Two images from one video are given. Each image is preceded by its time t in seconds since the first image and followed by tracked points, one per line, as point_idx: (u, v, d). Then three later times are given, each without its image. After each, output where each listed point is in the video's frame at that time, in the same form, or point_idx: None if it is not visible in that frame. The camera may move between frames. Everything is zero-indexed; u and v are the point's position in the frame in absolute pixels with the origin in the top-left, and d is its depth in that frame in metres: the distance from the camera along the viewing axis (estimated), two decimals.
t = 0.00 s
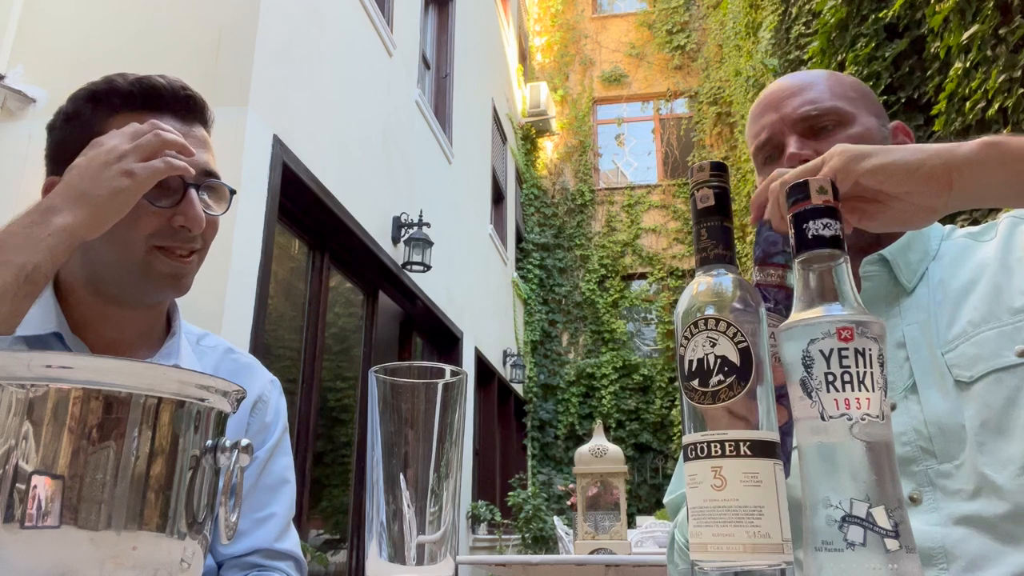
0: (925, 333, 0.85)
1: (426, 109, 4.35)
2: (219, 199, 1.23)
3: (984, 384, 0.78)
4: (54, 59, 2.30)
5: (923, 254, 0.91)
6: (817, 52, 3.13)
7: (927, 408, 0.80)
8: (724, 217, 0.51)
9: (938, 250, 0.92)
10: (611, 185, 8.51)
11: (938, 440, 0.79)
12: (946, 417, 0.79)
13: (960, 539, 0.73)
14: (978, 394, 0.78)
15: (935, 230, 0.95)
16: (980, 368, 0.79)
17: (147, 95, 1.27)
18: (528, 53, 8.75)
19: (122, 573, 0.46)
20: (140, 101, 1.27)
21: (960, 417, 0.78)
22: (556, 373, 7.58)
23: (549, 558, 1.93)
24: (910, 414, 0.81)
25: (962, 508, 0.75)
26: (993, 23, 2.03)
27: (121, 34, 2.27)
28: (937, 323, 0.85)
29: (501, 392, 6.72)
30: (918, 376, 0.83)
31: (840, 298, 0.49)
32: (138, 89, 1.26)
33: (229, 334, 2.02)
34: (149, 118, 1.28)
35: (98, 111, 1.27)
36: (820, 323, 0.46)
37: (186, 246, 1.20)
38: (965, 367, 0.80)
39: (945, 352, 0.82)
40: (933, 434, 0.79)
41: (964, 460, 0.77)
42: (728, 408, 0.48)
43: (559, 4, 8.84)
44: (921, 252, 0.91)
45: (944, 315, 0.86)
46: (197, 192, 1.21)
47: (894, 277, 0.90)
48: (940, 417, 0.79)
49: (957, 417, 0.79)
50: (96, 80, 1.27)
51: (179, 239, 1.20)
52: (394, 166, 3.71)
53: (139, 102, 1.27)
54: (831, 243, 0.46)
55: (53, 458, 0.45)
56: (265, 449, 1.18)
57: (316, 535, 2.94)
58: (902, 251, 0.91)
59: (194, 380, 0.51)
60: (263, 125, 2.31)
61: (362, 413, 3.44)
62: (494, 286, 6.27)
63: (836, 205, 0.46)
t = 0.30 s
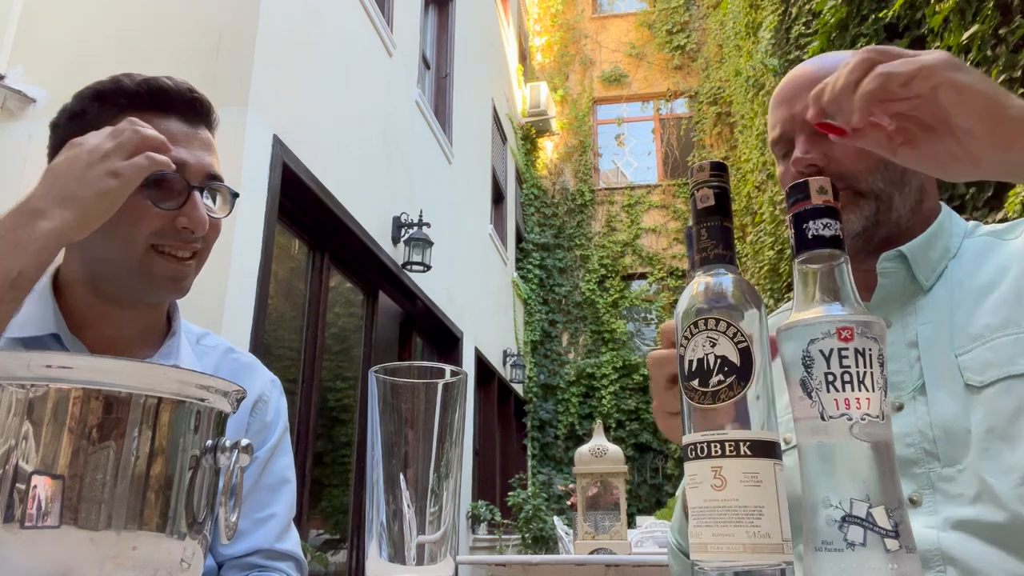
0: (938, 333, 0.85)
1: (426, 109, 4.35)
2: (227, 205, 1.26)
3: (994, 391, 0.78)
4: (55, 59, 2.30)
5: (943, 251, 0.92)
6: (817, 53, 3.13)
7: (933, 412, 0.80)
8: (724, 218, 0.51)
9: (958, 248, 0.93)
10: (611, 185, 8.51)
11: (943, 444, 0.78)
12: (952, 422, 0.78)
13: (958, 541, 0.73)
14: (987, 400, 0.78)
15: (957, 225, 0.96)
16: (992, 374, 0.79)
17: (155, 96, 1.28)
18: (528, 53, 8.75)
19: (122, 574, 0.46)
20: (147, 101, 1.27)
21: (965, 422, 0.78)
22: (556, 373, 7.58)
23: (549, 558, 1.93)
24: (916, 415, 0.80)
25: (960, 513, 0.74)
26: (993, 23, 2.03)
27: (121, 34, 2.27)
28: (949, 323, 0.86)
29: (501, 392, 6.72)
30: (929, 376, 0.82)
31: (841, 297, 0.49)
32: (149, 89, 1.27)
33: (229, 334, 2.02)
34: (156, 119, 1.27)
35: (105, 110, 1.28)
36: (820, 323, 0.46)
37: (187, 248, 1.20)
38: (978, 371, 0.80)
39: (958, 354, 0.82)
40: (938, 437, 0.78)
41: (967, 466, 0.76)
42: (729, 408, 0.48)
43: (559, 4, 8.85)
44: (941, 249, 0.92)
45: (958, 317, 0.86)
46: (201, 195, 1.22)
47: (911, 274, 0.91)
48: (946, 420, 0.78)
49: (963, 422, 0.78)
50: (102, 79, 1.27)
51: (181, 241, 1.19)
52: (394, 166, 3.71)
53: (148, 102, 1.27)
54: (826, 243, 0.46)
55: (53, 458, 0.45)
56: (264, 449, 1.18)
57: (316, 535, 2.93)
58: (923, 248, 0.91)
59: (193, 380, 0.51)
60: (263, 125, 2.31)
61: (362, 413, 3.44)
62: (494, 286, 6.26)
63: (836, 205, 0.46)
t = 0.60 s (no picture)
0: (967, 338, 0.84)
1: (426, 109, 4.35)
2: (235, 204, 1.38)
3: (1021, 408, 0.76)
4: (55, 59, 2.30)
5: (983, 248, 0.91)
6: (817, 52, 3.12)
7: (950, 422, 0.80)
8: (724, 217, 0.51)
9: (998, 244, 0.93)
10: (611, 185, 8.51)
11: (954, 455, 0.78)
12: (971, 433, 0.78)
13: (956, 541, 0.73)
14: (1010, 415, 0.77)
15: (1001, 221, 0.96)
16: (1020, 391, 0.78)
17: (175, 94, 1.28)
18: (528, 53, 8.75)
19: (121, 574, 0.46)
20: (165, 98, 1.27)
21: (981, 436, 0.77)
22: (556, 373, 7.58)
23: (548, 558, 1.93)
24: (933, 421, 0.81)
25: (963, 527, 0.74)
26: (993, 23, 2.02)
27: (122, 33, 2.27)
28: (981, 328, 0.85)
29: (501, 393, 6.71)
30: (949, 383, 0.83)
31: (840, 296, 0.49)
32: (167, 86, 1.27)
33: (230, 334, 2.02)
34: (170, 117, 1.28)
35: (121, 106, 1.27)
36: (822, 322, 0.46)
37: (198, 244, 1.24)
38: (1006, 386, 0.79)
39: (990, 364, 0.81)
40: (950, 448, 0.78)
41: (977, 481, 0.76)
42: (729, 408, 0.48)
43: (559, 4, 8.84)
44: (978, 247, 0.91)
45: (993, 323, 0.85)
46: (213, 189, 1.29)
47: (946, 271, 0.90)
48: (964, 431, 0.78)
49: (980, 435, 0.78)
50: (120, 76, 1.28)
51: (193, 235, 1.23)
52: (394, 167, 3.71)
53: (166, 100, 1.27)
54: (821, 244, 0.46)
55: (53, 458, 0.45)
56: (266, 451, 1.19)
57: (316, 535, 2.94)
58: (964, 245, 0.90)
59: (193, 379, 0.51)
60: (263, 124, 2.31)
61: (362, 413, 3.44)
62: (494, 286, 6.26)
63: (835, 205, 0.46)
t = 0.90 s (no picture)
0: (1007, 340, 0.78)
1: (426, 109, 4.35)
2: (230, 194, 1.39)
3: None
4: (55, 59, 2.30)
5: None
6: (817, 52, 3.12)
7: (981, 428, 0.75)
8: (724, 218, 0.51)
9: None
10: (611, 185, 8.51)
11: (981, 464, 0.73)
12: (1000, 442, 0.73)
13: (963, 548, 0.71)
14: None
15: None
16: None
17: (159, 86, 1.29)
18: (528, 53, 8.75)
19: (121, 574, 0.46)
20: (152, 90, 1.28)
21: (1014, 447, 0.72)
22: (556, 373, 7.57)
23: (548, 558, 1.93)
24: (963, 425, 0.76)
25: (982, 539, 0.71)
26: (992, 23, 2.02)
27: (122, 33, 2.27)
28: None
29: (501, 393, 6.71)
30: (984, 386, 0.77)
31: (841, 298, 0.49)
32: (153, 78, 1.29)
33: (230, 333, 2.02)
34: (157, 109, 1.30)
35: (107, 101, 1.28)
36: (819, 324, 0.46)
37: (190, 237, 1.25)
38: None
39: None
40: (977, 456, 0.74)
41: (1004, 493, 0.71)
42: (729, 407, 0.48)
43: (559, 4, 8.84)
44: None
45: None
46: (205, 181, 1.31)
47: (992, 262, 0.83)
48: (994, 441, 0.73)
49: (1012, 447, 0.72)
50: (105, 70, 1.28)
51: (185, 228, 1.24)
52: (394, 166, 3.71)
53: (153, 91, 1.29)
54: (822, 244, 0.46)
55: (53, 458, 0.45)
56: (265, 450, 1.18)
57: (316, 535, 2.94)
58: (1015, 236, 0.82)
59: (193, 380, 0.51)
60: (263, 124, 2.31)
61: (362, 413, 3.44)
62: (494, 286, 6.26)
63: (836, 205, 0.46)
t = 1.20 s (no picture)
0: None
1: (426, 108, 4.35)
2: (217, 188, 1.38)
3: None
4: (56, 59, 2.29)
5: None
6: (817, 52, 3.13)
7: (1009, 434, 0.70)
8: (724, 218, 0.51)
9: None
10: (611, 185, 8.51)
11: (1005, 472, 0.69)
12: None
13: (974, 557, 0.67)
14: None
15: None
16: None
17: (130, 82, 1.27)
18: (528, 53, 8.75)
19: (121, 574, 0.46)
20: (124, 86, 1.27)
21: None
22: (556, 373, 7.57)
23: (548, 558, 1.93)
24: (989, 428, 0.72)
25: (1002, 552, 0.66)
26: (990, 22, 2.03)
27: (122, 33, 2.27)
28: None
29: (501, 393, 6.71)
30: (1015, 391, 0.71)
31: (840, 298, 0.49)
32: (124, 74, 1.27)
33: (230, 333, 2.02)
34: (137, 106, 1.29)
35: (81, 102, 1.27)
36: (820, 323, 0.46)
37: (181, 237, 1.24)
38: None
39: None
40: (1003, 464, 0.69)
41: None
42: (728, 408, 0.48)
43: (559, 4, 8.83)
44: None
45: None
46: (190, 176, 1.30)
47: None
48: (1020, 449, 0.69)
49: None
50: (76, 68, 1.27)
51: (174, 228, 1.23)
52: (394, 166, 3.71)
53: (126, 86, 1.27)
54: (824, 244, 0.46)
55: (53, 458, 0.45)
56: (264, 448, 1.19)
57: (316, 535, 2.94)
58: None
59: (193, 380, 0.51)
60: (263, 124, 2.31)
61: (362, 412, 3.44)
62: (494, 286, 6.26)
63: (836, 205, 0.46)
